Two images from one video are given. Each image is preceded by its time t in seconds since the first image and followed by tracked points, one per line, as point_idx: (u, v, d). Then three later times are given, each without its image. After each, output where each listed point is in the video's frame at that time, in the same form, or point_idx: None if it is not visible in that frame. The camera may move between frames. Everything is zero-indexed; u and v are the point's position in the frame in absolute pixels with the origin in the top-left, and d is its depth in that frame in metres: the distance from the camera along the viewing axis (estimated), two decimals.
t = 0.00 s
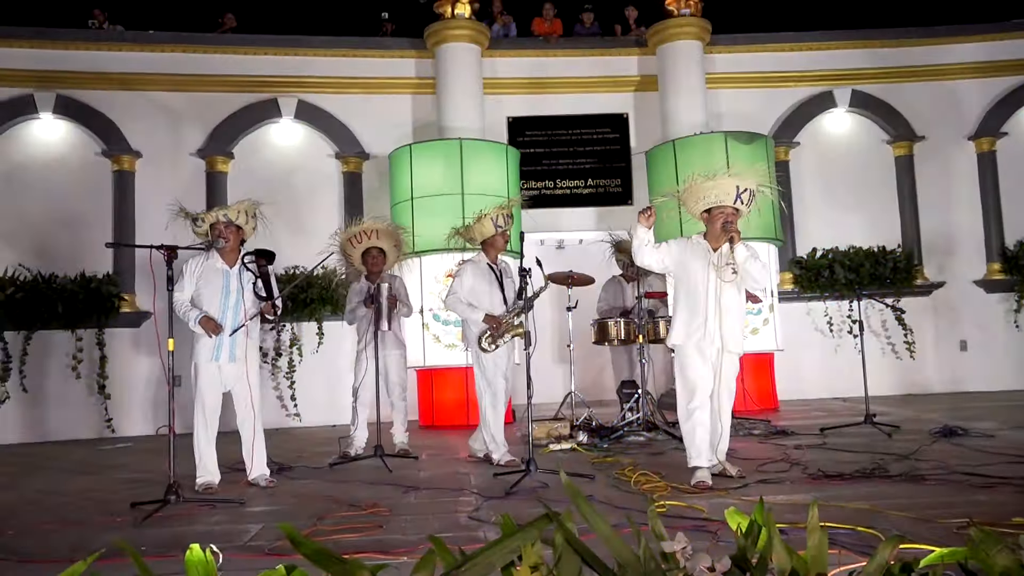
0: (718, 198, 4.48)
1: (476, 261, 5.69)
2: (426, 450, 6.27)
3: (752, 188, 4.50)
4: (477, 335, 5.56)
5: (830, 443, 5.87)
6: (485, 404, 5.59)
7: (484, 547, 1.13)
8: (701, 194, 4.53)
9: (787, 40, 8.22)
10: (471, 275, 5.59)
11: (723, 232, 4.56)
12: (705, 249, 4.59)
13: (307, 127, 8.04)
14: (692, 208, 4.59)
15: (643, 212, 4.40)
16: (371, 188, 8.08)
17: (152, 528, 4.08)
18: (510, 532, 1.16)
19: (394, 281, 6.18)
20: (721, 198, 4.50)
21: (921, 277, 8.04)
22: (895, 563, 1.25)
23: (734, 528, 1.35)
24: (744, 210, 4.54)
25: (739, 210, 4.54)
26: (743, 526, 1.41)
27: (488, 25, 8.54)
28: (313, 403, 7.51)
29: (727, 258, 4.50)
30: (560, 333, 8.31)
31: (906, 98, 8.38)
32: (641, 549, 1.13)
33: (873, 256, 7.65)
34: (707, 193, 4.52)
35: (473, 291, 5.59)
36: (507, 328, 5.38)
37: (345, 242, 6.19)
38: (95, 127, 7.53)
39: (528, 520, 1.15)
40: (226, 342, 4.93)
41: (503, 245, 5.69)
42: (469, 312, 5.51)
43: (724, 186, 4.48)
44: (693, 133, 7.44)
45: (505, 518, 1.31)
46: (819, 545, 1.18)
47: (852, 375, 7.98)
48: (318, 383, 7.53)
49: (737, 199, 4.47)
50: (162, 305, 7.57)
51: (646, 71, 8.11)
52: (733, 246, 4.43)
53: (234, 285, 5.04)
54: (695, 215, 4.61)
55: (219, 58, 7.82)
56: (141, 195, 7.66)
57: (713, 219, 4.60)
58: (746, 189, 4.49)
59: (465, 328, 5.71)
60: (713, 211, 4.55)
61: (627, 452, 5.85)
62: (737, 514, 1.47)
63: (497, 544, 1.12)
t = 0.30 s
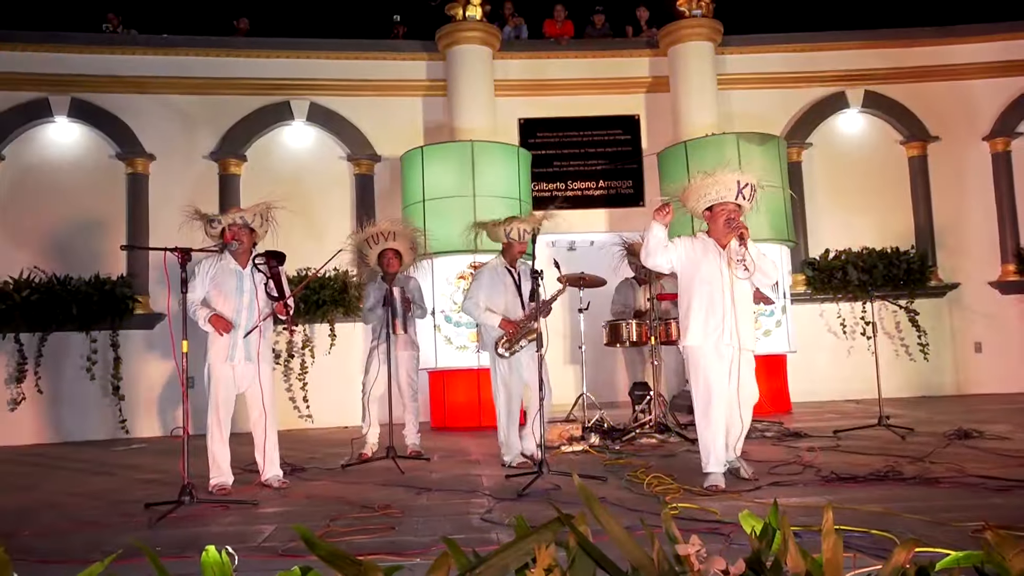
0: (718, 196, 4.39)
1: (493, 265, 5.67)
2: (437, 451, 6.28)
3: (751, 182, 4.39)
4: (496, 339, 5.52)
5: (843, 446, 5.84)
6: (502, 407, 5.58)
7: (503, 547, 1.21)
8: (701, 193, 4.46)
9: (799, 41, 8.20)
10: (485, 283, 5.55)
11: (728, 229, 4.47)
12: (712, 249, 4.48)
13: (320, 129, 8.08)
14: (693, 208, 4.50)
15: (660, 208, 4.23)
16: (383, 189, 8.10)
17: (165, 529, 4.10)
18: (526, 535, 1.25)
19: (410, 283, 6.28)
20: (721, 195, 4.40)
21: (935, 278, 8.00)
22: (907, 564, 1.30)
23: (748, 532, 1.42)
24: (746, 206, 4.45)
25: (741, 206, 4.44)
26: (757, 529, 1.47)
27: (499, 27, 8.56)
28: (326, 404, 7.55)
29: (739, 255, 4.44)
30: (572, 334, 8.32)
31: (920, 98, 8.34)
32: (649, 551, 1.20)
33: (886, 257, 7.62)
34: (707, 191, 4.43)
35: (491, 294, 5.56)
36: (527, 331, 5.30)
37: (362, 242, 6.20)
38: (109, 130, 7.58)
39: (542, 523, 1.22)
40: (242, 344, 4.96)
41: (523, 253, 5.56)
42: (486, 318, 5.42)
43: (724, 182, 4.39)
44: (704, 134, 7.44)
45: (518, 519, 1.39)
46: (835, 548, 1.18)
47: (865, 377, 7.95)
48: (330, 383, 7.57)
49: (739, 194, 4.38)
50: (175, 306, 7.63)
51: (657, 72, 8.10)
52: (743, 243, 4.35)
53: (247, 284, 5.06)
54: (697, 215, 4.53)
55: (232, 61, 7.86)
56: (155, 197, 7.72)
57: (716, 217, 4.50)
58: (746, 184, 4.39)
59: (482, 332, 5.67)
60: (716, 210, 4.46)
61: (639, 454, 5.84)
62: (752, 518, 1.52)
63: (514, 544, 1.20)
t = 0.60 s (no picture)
0: (724, 193, 4.27)
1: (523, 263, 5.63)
2: (450, 453, 6.28)
3: (758, 179, 4.21)
4: (513, 341, 5.50)
5: (857, 448, 5.80)
6: (518, 408, 5.56)
7: (514, 550, 1.19)
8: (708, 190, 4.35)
9: (812, 42, 8.16)
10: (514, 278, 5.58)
11: (736, 227, 4.37)
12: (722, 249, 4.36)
13: (333, 131, 8.12)
14: (700, 207, 4.40)
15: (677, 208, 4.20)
16: (395, 191, 8.13)
17: (179, 530, 4.12)
18: (537, 537, 1.23)
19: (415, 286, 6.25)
20: (727, 193, 4.29)
21: (950, 279, 7.95)
22: (925, 568, 1.27)
23: (762, 534, 1.40)
24: (754, 202, 4.32)
25: (749, 203, 4.29)
26: (771, 532, 1.45)
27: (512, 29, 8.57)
28: (339, 406, 7.58)
29: (748, 254, 4.32)
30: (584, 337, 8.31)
31: (935, 99, 8.29)
32: (660, 551, 1.20)
33: (900, 258, 7.55)
34: (713, 189, 4.30)
35: (513, 295, 5.57)
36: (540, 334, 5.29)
37: (371, 242, 6.21)
38: (124, 133, 7.64)
39: (555, 526, 1.20)
40: (255, 347, 4.98)
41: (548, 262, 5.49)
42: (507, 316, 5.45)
43: (730, 179, 4.27)
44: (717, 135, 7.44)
45: (531, 520, 1.39)
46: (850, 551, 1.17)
47: (878, 380, 7.91)
48: (342, 385, 7.60)
49: (746, 190, 4.25)
50: (189, 308, 7.68)
51: (670, 74, 8.09)
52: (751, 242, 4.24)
53: (263, 286, 5.10)
54: (706, 214, 4.43)
55: (245, 64, 7.90)
56: (169, 200, 7.77)
57: (724, 215, 4.40)
58: (754, 180, 4.25)
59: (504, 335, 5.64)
60: (722, 208, 4.34)
61: (651, 456, 5.82)
62: (766, 521, 1.50)
63: (527, 548, 1.17)
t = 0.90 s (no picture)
0: (746, 191, 4.14)
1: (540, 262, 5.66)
2: (460, 453, 6.28)
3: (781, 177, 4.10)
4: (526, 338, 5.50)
5: (870, 448, 5.76)
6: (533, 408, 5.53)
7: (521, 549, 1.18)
8: (728, 188, 4.22)
9: (824, 39, 8.11)
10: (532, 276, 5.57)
11: (757, 225, 4.27)
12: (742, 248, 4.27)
13: (343, 132, 8.14)
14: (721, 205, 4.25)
15: (702, 207, 4.19)
16: (405, 192, 8.14)
17: (191, 529, 4.14)
18: (545, 537, 1.22)
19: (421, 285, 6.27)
20: (749, 191, 4.16)
21: (963, 278, 7.87)
22: (938, 570, 1.25)
23: (773, 535, 1.38)
24: (775, 200, 4.21)
25: (771, 201, 4.19)
26: (781, 532, 1.43)
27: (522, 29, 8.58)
28: (350, 406, 7.59)
29: (767, 253, 4.23)
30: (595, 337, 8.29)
31: (948, 96, 8.22)
32: (670, 552, 1.17)
33: (913, 256, 7.48)
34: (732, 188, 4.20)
35: (531, 292, 5.58)
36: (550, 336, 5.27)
37: (374, 243, 6.24)
38: (136, 134, 7.69)
39: (564, 526, 1.19)
40: (266, 348, 5.00)
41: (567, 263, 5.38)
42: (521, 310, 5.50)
43: (749, 177, 4.16)
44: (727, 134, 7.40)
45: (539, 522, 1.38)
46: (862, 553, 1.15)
47: (892, 379, 7.85)
48: (353, 385, 7.62)
49: (767, 188, 4.13)
50: (200, 308, 7.72)
51: (680, 72, 8.07)
52: (772, 240, 4.15)
53: (272, 286, 5.10)
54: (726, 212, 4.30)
55: (257, 66, 7.94)
56: (180, 201, 7.82)
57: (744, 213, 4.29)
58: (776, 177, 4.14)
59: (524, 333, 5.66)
60: (743, 207, 4.23)
61: (662, 456, 5.80)
62: (777, 521, 1.49)
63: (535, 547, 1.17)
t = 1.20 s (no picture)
0: (776, 182, 3.75)
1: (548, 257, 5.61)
2: (469, 450, 6.28)
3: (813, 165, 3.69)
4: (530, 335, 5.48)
5: (880, 445, 5.73)
6: (538, 405, 5.51)
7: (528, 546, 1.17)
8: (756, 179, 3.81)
9: (832, 34, 8.07)
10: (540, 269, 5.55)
11: (789, 217, 3.88)
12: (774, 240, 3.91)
13: (351, 130, 8.15)
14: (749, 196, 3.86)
15: (731, 195, 3.81)
16: (413, 190, 8.14)
17: (200, 527, 4.15)
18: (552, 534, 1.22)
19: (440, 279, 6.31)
20: (779, 182, 3.77)
21: (974, 274, 7.83)
22: (950, 567, 1.24)
23: (782, 531, 1.37)
24: (810, 190, 3.80)
25: (804, 192, 3.79)
26: (791, 528, 1.42)
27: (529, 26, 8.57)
28: (358, 404, 7.60)
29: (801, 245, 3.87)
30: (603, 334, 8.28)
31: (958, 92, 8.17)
32: (679, 549, 1.16)
33: (923, 252, 7.43)
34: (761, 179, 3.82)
35: (537, 289, 5.56)
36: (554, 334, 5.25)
37: (388, 242, 6.24)
38: (145, 134, 7.72)
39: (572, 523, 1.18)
40: (271, 346, 5.02)
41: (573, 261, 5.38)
42: (526, 310, 5.47)
43: (779, 166, 3.76)
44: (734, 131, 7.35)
45: (546, 519, 1.37)
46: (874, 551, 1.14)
47: (903, 376, 7.80)
48: (362, 383, 7.63)
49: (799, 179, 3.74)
50: (209, 307, 7.75)
51: (688, 68, 8.05)
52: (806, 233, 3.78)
53: (280, 284, 5.12)
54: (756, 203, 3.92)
55: (265, 65, 7.97)
56: (188, 200, 7.84)
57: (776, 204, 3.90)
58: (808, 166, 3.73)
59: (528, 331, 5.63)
60: (774, 198, 3.84)
61: (671, 453, 5.78)
62: (786, 517, 1.47)
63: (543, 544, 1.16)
